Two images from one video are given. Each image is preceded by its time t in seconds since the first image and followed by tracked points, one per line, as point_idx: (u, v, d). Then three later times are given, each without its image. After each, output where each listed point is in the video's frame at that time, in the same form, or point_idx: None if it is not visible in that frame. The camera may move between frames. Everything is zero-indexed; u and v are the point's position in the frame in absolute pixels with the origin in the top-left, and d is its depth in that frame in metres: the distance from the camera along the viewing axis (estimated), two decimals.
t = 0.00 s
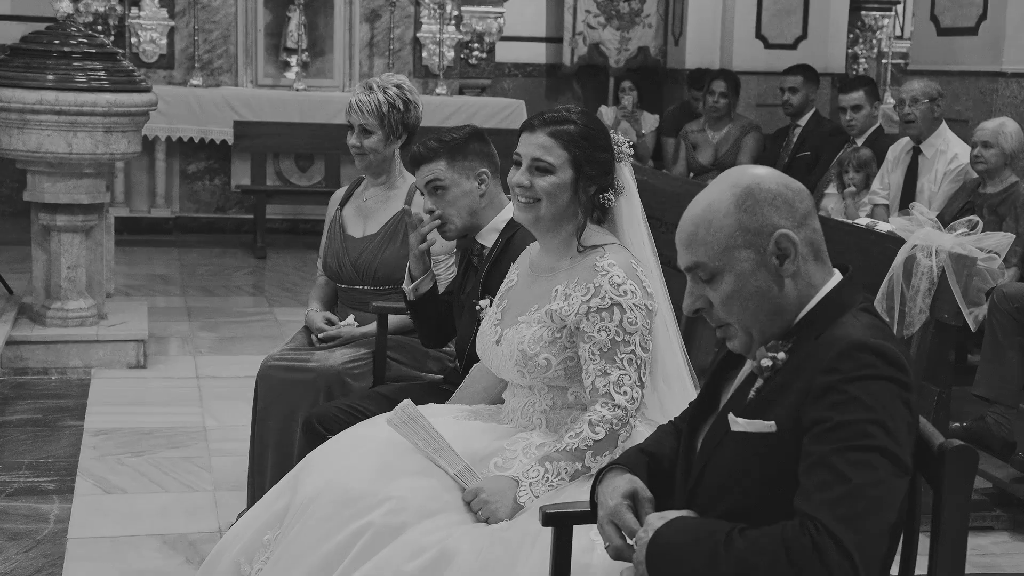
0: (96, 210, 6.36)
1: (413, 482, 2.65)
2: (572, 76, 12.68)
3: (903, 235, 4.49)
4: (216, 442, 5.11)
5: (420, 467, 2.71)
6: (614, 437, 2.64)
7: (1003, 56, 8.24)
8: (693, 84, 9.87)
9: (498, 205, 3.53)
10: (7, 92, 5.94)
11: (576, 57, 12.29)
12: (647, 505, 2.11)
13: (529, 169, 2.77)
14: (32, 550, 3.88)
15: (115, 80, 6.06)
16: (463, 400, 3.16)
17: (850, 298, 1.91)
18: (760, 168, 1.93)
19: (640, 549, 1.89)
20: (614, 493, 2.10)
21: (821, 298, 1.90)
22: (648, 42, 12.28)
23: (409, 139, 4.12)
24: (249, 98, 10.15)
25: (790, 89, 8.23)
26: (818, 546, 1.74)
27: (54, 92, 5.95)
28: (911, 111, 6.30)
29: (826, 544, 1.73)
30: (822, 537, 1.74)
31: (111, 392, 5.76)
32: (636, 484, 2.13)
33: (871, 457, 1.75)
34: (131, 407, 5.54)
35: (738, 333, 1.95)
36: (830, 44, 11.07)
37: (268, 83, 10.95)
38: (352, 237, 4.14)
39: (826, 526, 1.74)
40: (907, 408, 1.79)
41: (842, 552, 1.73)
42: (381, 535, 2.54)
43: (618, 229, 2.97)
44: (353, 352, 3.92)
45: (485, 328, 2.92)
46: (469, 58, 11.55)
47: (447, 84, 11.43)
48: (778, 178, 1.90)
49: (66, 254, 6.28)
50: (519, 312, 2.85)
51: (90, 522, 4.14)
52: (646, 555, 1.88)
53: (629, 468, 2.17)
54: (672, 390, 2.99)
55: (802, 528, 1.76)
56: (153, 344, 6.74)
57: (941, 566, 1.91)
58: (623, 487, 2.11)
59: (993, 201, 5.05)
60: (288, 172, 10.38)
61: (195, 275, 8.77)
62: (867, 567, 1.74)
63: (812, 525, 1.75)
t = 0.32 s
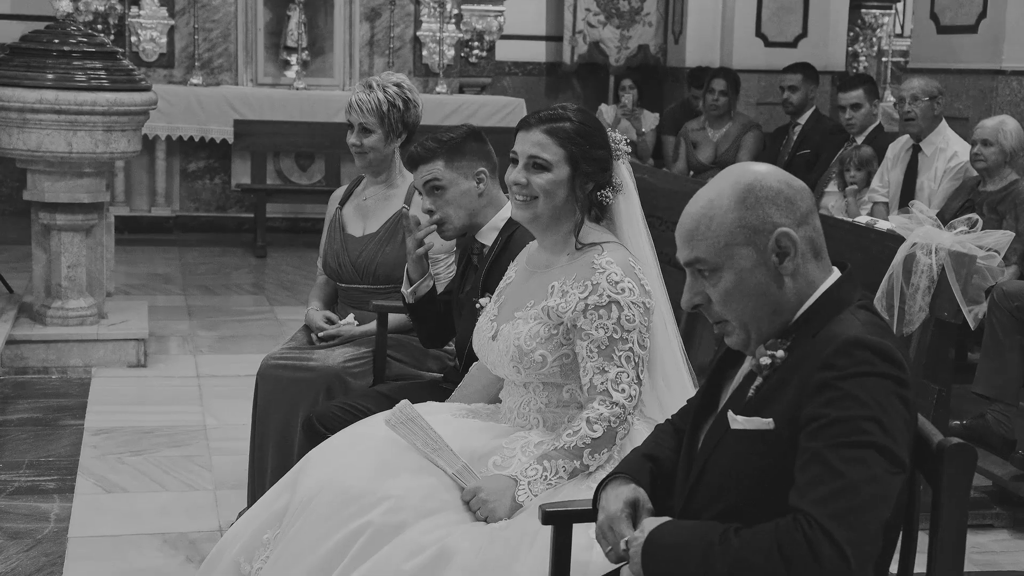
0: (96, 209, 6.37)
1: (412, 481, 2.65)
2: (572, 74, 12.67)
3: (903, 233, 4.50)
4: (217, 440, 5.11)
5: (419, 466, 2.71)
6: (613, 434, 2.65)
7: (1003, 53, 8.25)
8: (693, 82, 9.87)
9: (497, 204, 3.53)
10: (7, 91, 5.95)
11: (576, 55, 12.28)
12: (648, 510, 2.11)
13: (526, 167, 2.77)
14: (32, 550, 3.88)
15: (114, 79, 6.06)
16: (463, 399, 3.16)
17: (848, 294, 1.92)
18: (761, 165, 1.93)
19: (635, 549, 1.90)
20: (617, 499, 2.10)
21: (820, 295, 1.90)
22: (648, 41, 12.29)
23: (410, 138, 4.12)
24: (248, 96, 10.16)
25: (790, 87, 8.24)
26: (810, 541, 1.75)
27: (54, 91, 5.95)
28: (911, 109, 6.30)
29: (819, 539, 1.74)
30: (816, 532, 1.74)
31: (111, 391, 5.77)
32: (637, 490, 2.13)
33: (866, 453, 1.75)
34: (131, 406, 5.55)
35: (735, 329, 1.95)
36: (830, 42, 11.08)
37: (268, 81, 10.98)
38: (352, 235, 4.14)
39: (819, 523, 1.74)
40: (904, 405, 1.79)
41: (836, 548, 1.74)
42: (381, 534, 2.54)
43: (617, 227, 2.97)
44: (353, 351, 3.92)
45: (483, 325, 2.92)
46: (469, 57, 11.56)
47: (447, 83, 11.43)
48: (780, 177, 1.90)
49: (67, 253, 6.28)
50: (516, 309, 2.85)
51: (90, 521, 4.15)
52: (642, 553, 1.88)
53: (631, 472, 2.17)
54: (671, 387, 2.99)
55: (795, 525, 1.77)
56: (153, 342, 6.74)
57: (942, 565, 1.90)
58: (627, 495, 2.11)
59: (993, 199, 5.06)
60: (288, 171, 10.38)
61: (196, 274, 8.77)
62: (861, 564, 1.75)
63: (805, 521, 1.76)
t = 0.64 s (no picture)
0: (97, 209, 6.37)
1: (411, 480, 2.66)
2: (573, 73, 12.66)
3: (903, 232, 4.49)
4: (218, 440, 5.12)
5: (419, 466, 2.71)
6: (612, 432, 2.65)
7: (1003, 52, 8.25)
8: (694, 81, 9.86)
9: (496, 204, 3.54)
10: (8, 91, 5.95)
11: (576, 53, 12.24)
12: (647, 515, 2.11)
13: (523, 166, 2.78)
14: (33, 550, 3.88)
15: (114, 79, 6.06)
16: (464, 398, 3.17)
17: (847, 293, 1.92)
18: (757, 165, 1.93)
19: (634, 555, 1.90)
20: (618, 505, 2.10)
21: (819, 295, 1.91)
22: (649, 40, 12.31)
23: (410, 137, 4.12)
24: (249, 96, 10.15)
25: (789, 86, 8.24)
26: (810, 541, 1.75)
27: (54, 91, 5.95)
28: (911, 107, 6.29)
29: (819, 539, 1.74)
30: (815, 532, 1.75)
31: (112, 391, 5.77)
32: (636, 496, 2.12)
33: (865, 452, 1.75)
34: (132, 406, 5.55)
35: (737, 332, 1.95)
36: (830, 40, 11.09)
37: (269, 81, 10.99)
38: (353, 235, 4.14)
39: (819, 522, 1.75)
40: (904, 404, 1.79)
41: (835, 547, 1.74)
42: (381, 534, 2.54)
43: (616, 226, 2.96)
44: (354, 350, 3.93)
45: (482, 324, 2.92)
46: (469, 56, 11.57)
47: (448, 82, 11.43)
48: (776, 176, 1.90)
49: (68, 253, 6.28)
50: (515, 308, 2.85)
51: (91, 521, 4.15)
52: (640, 555, 1.88)
53: (630, 477, 2.17)
54: (671, 386, 2.99)
55: (794, 525, 1.77)
56: (154, 342, 6.74)
57: (941, 565, 1.90)
58: (628, 504, 2.10)
59: (993, 197, 5.06)
60: (289, 171, 10.39)
61: (197, 274, 8.78)
62: (861, 563, 1.75)
63: (805, 521, 1.76)
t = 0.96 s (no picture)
0: (98, 212, 6.37)
1: (412, 482, 2.66)
2: (573, 75, 12.66)
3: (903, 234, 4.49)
4: (218, 443, 5.12)
5: (421, 469, 2.72)
6: (614, 436, 2.66)
7: (1003, 54, 8.26)
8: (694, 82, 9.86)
9: (492, 207, 3.53)
10: (9, 94, 5.96)
11: (576, 56, 12.27)
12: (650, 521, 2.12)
13: (526, 170, 2.78)
14: (34, 552, 3.89)
15: (116, 81, 6.07)
16: (462, 401, 3.17)
17: (843, 295, 1.92)
18: (747, 174, 1.94)
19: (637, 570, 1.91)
20: (620, 514, 2.11)
21: (813, 300, 1.91)
22: (649, 42, 12.32)
23: (411, 140, 4.13)
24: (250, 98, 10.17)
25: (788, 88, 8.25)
26: (815, 548, 1.75)
27: (56, 94, 5.96)
28: (911, 110, 6.28)
29: (824, 545, 1.75)
30: (820, 538, 1.75)
31: (112, 393, 5.78)
32: (637, 504, 2.13)
33: (866, 455, 1.76)
34: (133, 409, 5.55)
35: (735, 340, 1.96)
36: (830, 42, 11.12)
37: (270, 83, 10.97)
38: (353, 238, 4.15)
39: (823, 528, 1.75)
40: (902, 406, 1.80)
41: (839, 552, 1.75)
42: (382, 536, 2.55)
43: (616, 230, 2.97)
44: (356, 353, 3.93)
45: (483, 326, 2.93)
46: (469, 58, 11.59)
47: (448, 84, 11.45)
48: (763, 183, 1.91)
49: (69, 255, 6.28)
50: (517, 311, 2.86)
51: (92, 523, 4.16)
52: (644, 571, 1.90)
53: (630, 484, 2.18)
54: (671, 388, 3.00)
55: (798, 532, 1.77)
56: (155, 344, 6.75)
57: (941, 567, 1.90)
58: (630, 508, 2.12)
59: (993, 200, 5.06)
60: (290, 173, 10.43)
61: (197, 275, 8.79)
62: (865, 567, 1.75)
63: (808, 527, 1.77)
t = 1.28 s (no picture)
0: (100, 220, 6.38)
1: (416, 490, 2.68)
2: (575, 83, 12.66)
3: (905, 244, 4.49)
4: (220, 450, 5.13)
5: (423, 478, 2.71)
6: (616, 446, 2.66)
7: (1004, 63, 8.27)
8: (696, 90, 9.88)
9: (496, 214, 3.59)
10: (12, 102, 5.97)
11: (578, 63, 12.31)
12: (655, 531, 2.13)
13: (533, 179, 2.79)
14: (36, 560, 3.89)
15: (118, 90, 6.09)
16: (464, 409, 3.18)
17: (838, 304, 1.93)
18: (740, 188, 1.94)
19: None
20: (626, 527, 2.11)
21: (810, 311, 1.92)
22: (651, 50, 12.33)
23: (412, 149, 4.14)
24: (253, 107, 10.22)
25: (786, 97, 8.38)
26: (814, 558, 1.76)
27: (59, 102, 5.97)
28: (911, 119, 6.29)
29: (822, 555, 1.75)
30: (819, 549, 1.75)
31: (114, 401, 5.78)
32: (641, 516, 2.13)
33: (864, 464, 1.76)
34: (135, 416, 5.56)
35: (733, 354, 1.97)
36: (831, 51, 11.17)
37: (271, 90, 11.07)
38: (356, 246, 4.15)
39: (821, 538, 1.75)
40: (897, 413, 1.81)
41: (839, 562, 1.75)
42: (386, 545, 2.58)
43: (620, 241, 3.00)
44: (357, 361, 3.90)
45: (486, 335, 2.93)
46: (472, 67, 11.56)
47: (450, 92, 11.48)
48: (757, 197, 1.92)
49: (71, 263, 6.30)
50: (519, 320, 2.87)
51: (93, 531, 4.16)
52: None
53: (632, 496, 2.18)
54: (671, 396, 3.00)
55: (797, 543, 1.78)
56: (157, 352, 6.75)
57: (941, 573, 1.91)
58: (635, 521, 2.12)
59: (994, 209, 5.07)
60: (290, 181, 10.48)
61: (199, 283, 8.80)
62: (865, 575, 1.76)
63: (807, 537, 1.77)
